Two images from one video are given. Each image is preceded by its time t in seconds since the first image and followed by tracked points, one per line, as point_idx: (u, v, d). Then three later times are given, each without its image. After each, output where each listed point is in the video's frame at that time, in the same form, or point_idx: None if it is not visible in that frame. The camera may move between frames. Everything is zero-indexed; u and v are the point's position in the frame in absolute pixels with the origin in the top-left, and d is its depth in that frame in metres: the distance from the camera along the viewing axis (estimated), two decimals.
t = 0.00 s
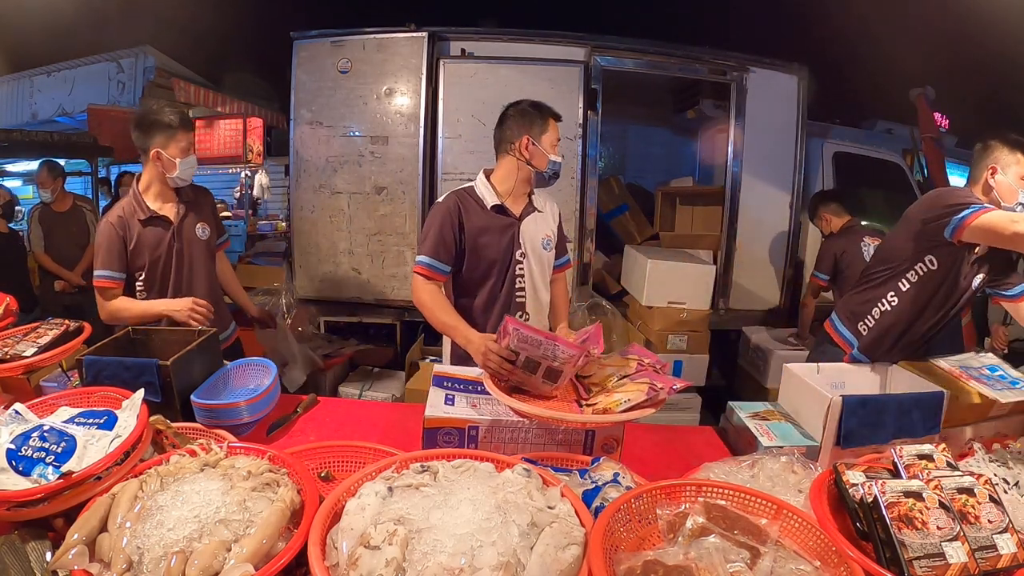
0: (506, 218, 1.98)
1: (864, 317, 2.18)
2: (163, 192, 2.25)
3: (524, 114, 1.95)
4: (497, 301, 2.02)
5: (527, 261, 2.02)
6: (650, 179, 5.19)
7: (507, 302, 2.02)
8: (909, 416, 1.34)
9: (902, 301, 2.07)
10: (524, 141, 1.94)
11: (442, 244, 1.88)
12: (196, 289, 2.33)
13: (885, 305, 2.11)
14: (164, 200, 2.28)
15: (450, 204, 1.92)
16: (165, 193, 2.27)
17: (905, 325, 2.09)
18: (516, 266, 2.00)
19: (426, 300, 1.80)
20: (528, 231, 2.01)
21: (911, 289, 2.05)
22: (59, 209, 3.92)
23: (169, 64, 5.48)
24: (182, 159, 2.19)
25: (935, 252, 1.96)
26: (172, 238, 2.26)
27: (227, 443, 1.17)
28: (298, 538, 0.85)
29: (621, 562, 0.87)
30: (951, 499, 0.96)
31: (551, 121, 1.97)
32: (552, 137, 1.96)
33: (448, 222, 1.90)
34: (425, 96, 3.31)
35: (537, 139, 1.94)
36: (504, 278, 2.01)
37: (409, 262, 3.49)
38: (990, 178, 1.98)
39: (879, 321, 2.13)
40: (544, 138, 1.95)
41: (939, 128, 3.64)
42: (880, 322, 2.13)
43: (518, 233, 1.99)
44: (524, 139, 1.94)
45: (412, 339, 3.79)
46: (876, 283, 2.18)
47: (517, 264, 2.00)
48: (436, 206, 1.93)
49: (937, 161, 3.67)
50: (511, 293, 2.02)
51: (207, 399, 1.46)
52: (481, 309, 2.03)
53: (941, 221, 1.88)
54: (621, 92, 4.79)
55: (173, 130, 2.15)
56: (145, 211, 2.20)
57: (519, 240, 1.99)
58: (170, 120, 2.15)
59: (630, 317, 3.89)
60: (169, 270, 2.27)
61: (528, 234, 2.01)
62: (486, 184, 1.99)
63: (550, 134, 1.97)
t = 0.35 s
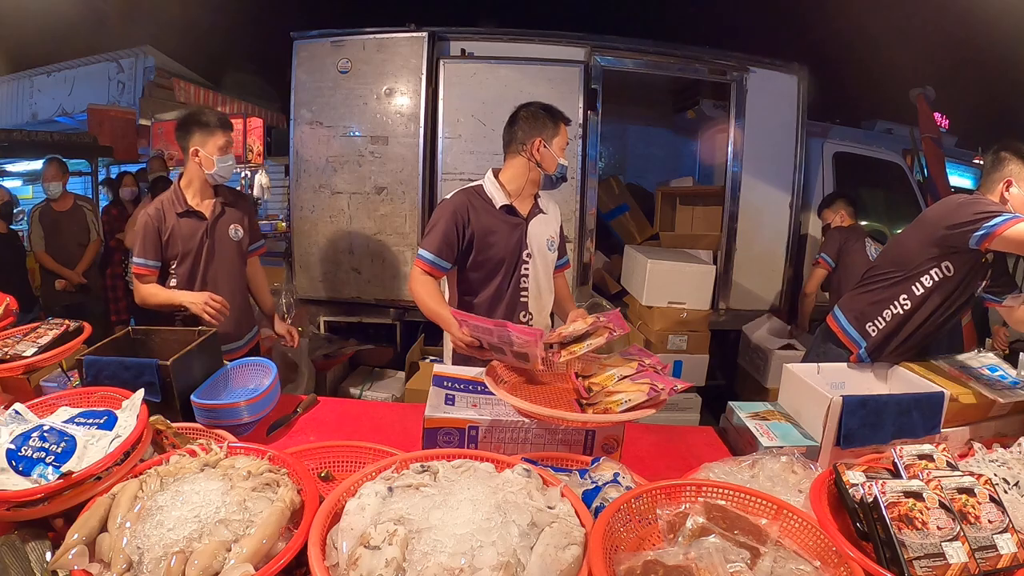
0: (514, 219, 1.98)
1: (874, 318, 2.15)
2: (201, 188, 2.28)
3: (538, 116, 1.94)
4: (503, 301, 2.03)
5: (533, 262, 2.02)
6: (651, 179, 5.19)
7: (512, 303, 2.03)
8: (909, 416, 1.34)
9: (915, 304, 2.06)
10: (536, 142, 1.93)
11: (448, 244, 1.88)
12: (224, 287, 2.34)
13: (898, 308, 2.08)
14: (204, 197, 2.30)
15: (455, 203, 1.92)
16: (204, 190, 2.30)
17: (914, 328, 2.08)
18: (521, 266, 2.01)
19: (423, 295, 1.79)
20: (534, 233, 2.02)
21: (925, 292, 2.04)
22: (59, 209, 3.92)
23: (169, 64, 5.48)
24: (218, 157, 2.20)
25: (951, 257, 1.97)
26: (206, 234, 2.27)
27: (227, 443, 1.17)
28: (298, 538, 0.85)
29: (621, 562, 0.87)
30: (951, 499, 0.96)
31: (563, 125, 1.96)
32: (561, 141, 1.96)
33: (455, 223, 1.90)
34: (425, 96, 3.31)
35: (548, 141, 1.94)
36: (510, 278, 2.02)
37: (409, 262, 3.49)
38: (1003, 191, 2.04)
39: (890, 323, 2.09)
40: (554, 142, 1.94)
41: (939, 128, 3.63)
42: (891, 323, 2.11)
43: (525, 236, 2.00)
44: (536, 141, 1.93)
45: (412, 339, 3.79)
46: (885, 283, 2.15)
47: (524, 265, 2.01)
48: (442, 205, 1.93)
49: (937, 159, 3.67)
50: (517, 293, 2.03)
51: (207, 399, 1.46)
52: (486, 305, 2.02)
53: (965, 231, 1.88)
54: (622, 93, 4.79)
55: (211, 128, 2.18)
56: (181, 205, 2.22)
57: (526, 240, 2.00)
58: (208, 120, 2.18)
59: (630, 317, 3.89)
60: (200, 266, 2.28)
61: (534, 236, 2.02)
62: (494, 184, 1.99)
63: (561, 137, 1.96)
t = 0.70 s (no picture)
0: (520, 217, 1.99)
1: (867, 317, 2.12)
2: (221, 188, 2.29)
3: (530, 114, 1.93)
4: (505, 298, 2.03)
5: (537, 261, 2.02)
6: (651, 179, 5.19)
7: (513, 301, 2.03)
8: (909, 416, 1.34)
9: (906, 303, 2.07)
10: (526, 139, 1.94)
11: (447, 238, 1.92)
12: (233, 288, 2.33)
13: (891, 307, 2.08)
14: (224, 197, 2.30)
15: (457, 200, 1.97)
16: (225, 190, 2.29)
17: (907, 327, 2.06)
18: (524, 266, 2.01)
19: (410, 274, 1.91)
20: (540, 233, 2.01)
21: (916, 292, 2.05)
22: (59, 209, 3.92)
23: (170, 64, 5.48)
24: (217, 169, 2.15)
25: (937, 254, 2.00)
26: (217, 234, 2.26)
27: (227, 443, 1.17)
28: (298, 538, 0.85)
29: (621, 562, 0.87)
30: (951, 499, 0.96)
31: (556, 122, 1.89)
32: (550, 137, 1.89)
33: (455, 219, 1.94)
34: (425, 96, 3.31)
35: (537, 137, 1.91)
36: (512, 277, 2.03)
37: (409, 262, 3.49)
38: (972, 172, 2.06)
39: (884, 322, 2.07)
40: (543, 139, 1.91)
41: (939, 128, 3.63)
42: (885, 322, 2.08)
43: (529, 235, 2.00)
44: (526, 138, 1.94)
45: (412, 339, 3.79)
46: (876, 282, 2.15)
47: (527, 264, 2.01)
48: (446, 202, 1.98)
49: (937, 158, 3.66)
50: (518, 291, 2.03)
51: (207, 399, 1.46)
52: (489, 305, 2.04)
53: (947, 226, 1.89)
54: (622, 93, 4.79)
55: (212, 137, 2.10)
56: (198, 203, 2.26)
57: (530, 240, 2.00)
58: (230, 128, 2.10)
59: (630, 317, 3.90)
60: (211, 265, 2.28)
61: (539, 236, 2.01)
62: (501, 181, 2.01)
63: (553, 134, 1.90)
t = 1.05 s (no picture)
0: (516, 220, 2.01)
1: (843, 325, 2.17)
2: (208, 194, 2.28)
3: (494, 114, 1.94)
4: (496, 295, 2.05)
5: (529, 262, 2.01)
6: (651, 179, 5.19)
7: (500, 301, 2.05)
8: (909, 416, 1.34)
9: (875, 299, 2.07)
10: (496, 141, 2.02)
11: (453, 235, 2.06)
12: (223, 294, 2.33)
13: (860, 310, 2.11)
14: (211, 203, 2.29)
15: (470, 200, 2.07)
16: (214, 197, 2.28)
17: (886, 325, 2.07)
18: (513, 267, 2.01)
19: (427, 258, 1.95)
20: (536, 234, 2.00)
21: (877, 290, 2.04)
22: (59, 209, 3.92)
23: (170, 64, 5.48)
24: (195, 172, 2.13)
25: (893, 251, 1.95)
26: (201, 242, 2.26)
27: (227, 443, 1.17)
28: (298, 538, 0.85)
29: (621, 562, 0.87)
30: (951, 499, 0.96)
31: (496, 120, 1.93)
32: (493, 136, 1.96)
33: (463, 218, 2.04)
34: (425, 96, 3.31)
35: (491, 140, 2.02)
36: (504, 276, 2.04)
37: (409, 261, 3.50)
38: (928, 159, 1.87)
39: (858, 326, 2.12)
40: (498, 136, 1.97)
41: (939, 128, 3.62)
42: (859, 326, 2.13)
43: (523, 237, 2.00)
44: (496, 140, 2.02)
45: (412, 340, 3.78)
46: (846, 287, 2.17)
47: (518, 266, 2.01)
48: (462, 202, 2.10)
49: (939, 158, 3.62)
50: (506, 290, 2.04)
51: (207, 399, 1.46)
52: (481, 302, 2.10)
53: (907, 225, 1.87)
54: (622, 93, 4.79)
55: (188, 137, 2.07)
56: (185, 209, 2.27)
57: (524, 241, 2.00)
58: (206, 133, 2.06)
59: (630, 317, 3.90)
60: (197, 272, 2.29)
61: (535, 238, 2.00)
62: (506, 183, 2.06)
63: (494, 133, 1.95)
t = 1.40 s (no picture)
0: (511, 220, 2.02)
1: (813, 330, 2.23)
2: (238, 193, 2.29)
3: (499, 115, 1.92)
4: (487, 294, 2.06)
5: (522, 261, 2.01)
6: (651, 179, 5.19)
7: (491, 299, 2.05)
8: (909, 416, 1.34)
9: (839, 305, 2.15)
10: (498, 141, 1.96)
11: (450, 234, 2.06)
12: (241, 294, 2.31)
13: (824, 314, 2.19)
14: (241, 200, 2.30)
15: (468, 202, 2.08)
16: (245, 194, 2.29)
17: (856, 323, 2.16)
18: (507, 266, 2.02)
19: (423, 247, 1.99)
20: (531, 232, 2.00)
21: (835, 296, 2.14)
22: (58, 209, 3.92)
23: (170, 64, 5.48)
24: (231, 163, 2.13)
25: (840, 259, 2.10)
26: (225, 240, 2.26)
27: (227, 443, 1.17)
28: (298, 538, 0.85)
29: (621, 562, 0.87)
30: (951, 499, 0.96)
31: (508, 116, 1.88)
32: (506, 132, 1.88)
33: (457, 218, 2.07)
34: (425, 96, 3.31)
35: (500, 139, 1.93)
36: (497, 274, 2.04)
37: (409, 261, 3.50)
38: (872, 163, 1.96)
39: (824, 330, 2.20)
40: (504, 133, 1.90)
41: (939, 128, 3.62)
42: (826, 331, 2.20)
43: (517, 236, 2.00)
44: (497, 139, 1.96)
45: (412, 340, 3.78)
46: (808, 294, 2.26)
47: (511, 265, 2.01)
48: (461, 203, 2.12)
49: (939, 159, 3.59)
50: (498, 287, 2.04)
51: (207, 399, 1.46)
52: (473, 304, 2.11)
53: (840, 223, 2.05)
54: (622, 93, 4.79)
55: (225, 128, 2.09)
56: (215, 206, 2.29)
57: (518, 240, 2.00)
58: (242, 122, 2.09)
59: (630, 316, 3.90)
60: (218, 270, 2.29)
61: (530, 237, 2.00)
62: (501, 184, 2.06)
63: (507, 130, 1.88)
